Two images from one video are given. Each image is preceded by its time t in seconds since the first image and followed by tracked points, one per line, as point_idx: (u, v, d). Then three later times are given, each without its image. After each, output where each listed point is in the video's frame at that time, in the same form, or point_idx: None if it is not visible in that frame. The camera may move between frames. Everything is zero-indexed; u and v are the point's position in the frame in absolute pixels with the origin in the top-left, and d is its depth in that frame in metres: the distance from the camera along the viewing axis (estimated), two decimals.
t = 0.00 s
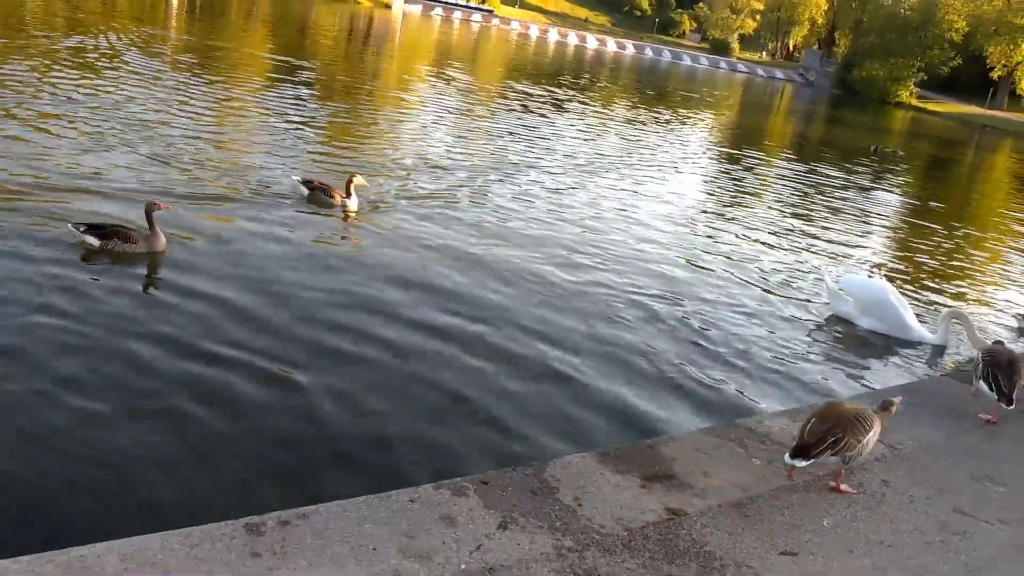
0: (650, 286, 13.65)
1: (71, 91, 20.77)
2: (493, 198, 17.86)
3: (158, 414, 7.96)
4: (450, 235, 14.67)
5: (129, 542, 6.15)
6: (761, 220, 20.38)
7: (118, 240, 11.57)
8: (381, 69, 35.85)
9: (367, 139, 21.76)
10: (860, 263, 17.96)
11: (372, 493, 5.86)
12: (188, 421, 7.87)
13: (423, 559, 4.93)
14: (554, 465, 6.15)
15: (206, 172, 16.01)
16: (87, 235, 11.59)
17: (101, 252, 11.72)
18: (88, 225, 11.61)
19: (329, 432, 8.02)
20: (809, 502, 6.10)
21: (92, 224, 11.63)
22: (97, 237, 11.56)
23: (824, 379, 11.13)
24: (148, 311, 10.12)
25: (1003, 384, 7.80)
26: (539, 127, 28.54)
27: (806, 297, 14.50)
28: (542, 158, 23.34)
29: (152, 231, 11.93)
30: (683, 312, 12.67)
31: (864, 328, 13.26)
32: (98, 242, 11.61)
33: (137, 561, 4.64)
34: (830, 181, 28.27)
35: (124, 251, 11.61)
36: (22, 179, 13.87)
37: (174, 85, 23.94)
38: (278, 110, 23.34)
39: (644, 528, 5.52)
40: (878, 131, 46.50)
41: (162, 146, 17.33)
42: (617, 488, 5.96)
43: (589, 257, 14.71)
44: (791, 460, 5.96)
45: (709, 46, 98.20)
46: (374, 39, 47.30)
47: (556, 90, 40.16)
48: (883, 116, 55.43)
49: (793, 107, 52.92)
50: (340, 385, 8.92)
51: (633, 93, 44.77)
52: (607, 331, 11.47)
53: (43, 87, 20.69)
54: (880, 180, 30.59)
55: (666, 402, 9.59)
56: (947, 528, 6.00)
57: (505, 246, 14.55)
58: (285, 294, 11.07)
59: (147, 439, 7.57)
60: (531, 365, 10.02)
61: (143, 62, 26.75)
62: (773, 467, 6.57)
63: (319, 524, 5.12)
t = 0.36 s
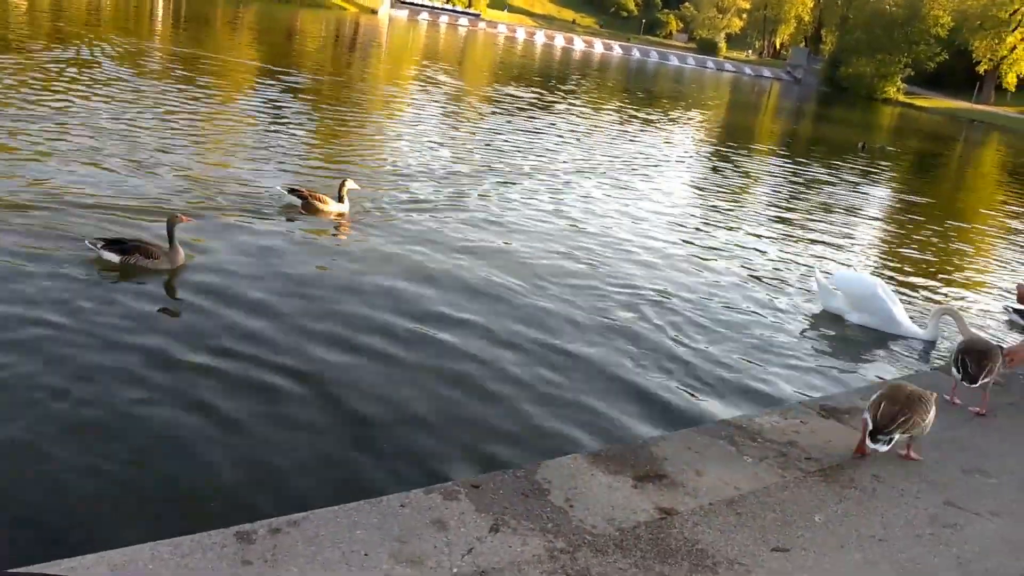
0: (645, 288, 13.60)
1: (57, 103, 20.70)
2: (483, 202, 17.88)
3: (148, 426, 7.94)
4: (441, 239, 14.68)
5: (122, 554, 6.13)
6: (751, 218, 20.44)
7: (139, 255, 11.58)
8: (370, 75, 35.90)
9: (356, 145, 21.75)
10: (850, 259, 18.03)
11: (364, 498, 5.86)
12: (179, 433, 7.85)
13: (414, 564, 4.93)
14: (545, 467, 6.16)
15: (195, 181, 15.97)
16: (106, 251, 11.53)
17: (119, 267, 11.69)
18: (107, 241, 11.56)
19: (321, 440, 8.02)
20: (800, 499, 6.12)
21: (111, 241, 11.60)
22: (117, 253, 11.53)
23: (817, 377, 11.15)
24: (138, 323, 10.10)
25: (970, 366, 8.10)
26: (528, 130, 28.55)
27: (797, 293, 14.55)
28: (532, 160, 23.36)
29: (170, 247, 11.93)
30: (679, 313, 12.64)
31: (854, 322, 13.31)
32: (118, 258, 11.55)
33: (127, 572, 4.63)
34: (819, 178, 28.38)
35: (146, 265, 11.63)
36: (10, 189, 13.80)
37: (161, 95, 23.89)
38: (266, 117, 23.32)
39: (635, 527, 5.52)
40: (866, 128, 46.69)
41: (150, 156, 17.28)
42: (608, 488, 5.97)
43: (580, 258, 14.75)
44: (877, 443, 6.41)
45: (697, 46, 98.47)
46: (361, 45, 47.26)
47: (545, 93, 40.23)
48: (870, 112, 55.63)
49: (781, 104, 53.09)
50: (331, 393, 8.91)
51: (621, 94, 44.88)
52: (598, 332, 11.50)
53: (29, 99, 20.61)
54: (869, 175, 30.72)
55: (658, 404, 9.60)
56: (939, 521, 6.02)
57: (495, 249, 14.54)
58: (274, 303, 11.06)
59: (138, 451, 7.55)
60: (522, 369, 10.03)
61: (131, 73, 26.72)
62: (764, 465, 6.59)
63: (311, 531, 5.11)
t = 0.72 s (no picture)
0: (641, 288, 13.59)
1: (51, 109, 20.70)
2: (478, 203, 17.90)
3: (143, 430, 7.93)
4: (436, 241, 14.69)
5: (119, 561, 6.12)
6: (746, 218, 20.49)
7: (172, 263, 11.57)
8: (364, 78, 35.93)
9: (352, 148, 21.77)
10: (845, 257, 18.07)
11: (360, 501, 5.86)
12: (174, 437, 7.85)
13: (410, 566, 4.93)
14: (540, 468, 6.17)
15: (190, 186, 15.96)
16: (140, 259, 11.58)
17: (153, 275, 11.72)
18: (138, 249, 11.60)
19: (317, 442, 8.02)
20: (795, 497, 6.13)
21: (143, 249, 11.61)
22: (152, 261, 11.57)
23: (814, 376, 11.13)
24: (133, 326, 10.09)
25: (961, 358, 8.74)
26: (522, 131, 28.58)
27: (792, 292, 14.59)
28: (527, 162, 23.41)
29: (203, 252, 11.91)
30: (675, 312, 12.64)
31: (848, 321, 13.33)
32: (151, 266, 11.60)
33: None
34: (814, 177, 28.46)
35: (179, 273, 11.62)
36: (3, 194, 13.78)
37: (155, 100, 23.90)
38: (261, 122, 23.33)
39: (631, 527, 5.53)
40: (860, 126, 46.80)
41: (144, 161, 17.28)
42: (604, 488, 5.98)
43: (576, 258, 14.78)
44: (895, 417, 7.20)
45: (690, 47, 98.60)
46: (354, 48, 47.32)
47: (539, 95, 40.31)
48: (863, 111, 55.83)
49: (774, 104, 53.21)
50: (326, 395, 8.90)
51: (615, 95, 44.97)
52: (594, 332, 11.52)
53: (22, 105, 20.59)
54: (863, 174, 30.81)
55: (654, 404, 9.60)
56: (933, 518, 6.04)
57: (490, 251, 14.54)
58: (269, 306, 11.05)
59: (133, 455, 7.54)
60: (517, 369, 10.05)
61: (126, 79, 26.74)
62: (759, 463, 6.60)
63: (306, 534, 5.11)
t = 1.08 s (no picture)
0: (638, 289, 13.60)
1: (49, 113, 20.72)
2: (476, 205, 17.90)
3: (141, 431, 7.92)
4: (433, 242, 14.69)
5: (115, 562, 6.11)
6: (744, 217, 20.53)
7: (213, 271, 11.55)
8: (362, 80, 35.99)
9: (349, 150, 21.78)
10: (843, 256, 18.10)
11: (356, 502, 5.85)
12: (171, 439, 7.83)
13: (406, 568, 4.92)
14: (536, 469, 6.16)
15: (188, 188, 15.97)
16: (180, 268, 11.52)
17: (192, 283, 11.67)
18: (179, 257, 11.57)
19: (314, 443, 8.01)
20: (791, 496, 6.13)
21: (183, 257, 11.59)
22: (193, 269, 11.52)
23: (810, 374, 11.16)
24: (131, 327, 10.07)
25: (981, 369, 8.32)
26: (521, 133, 28.59)
27: (789, 291, 14.62)
28: (524, 163, 23.44)
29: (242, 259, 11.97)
30: (671, 312, 12.64)
31: (845, 320, 13.28)
32: (192, 274, 11.55)
33: None
34: (812, 176, 28.51)
35: (219, 280, 11.59)
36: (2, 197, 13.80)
37: (154, 104, 23.94)
38: (259, 125, 23.35)
39: (627, 528, 5.52)
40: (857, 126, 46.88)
41: (142, 164, 17.28)
42: (600, 488, 5.97)
43: (573, 258, 14.80)
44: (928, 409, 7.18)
45: (687, 47, 98.72)
46: (352, 51, 47.37)
47: (537, 96, 40.37)
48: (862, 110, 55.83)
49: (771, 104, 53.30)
50: (323, 396, 8.89)
51: (613, 96, 45.02)
52: (591, 332, 11.53)
53: (21, 110, 20.61)
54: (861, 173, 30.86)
55: (652, 404, 9.62)
56: (930, 516, 6.04)
57: (489, 252, 14.55)
58: (267, 309, 11.05)
59: (130, 456, 7.53)
60: (515, 370, 10.06)
61: (123, 83, 26.77)
62: (756, 463, 6.59)
63: (302, 536, 5.10)
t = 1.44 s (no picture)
0: (638, 289, 13.60)
1: (50, 117, 20.76)
2: (476, 207, 17.91)
3: (138, 433, 7.91)
4: (433, 245, 14.69)
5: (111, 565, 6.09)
6: (746, 219, 20.52)
7: (251, 276, 11.48)
8: (363, 83, 36.04)
9: (350, 153, 21.80)
10: (845, 257, 18.07)
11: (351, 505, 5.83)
12: (169, 441, 7.82)
13: (400, 572, 4.91)
14: (533, 472, 6.14)
15: (189, 191, 15.98)
16: (219, 273, 11.49)
17: (232, 288, 11.64)
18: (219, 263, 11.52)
19: (312, 445, 7.99)
20: (788, 499, 6.10)
21: (222, 262, 11.54)
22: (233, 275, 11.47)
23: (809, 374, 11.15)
24: (129, 328, 10.05)
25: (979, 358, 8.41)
26: (522, 135, 28.60)
27: (790, 292, 14.60)
28: (525, 165, 23.44)
29: (280, 265, 11.95)
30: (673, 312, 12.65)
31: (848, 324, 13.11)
32: (231, 280, 11.50)
33: None
34: (813, 177, 28.52)
35: (257, 285, 11.54)
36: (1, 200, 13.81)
37: (155, 107, 23.99)
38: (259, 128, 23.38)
39: (624, 530, 5.51)
40: (858, 127, 46.90)
41: (143, 167, 17.31)
42: (596, 491, 5.95)
43: (573, 260, 14.80)
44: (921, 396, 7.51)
45: (687, 49, 98.78)
46: (353, 54, 47.46)
47: (537, 98, 40.41)
48: (862, 111, 55.90)
49: (772, 105, 53.30)
50: (320, 398, 8.87)
51: (613, 97, 45.05)
52: (590, 334, 11.50)
53: (21, 114, 20.64)
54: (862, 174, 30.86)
55: (650, 404, 9.60)
56: (928, 518, 6.01)
57: (488, 254, 14.54)
58: (264, 312, 11.03)
59: (127, 458, 7.52)
60: (514, 371, 10.05)
61: (124, 87, 26.82)
62: (753, 466, 6.57)
63: (296, 540, 5.08)
